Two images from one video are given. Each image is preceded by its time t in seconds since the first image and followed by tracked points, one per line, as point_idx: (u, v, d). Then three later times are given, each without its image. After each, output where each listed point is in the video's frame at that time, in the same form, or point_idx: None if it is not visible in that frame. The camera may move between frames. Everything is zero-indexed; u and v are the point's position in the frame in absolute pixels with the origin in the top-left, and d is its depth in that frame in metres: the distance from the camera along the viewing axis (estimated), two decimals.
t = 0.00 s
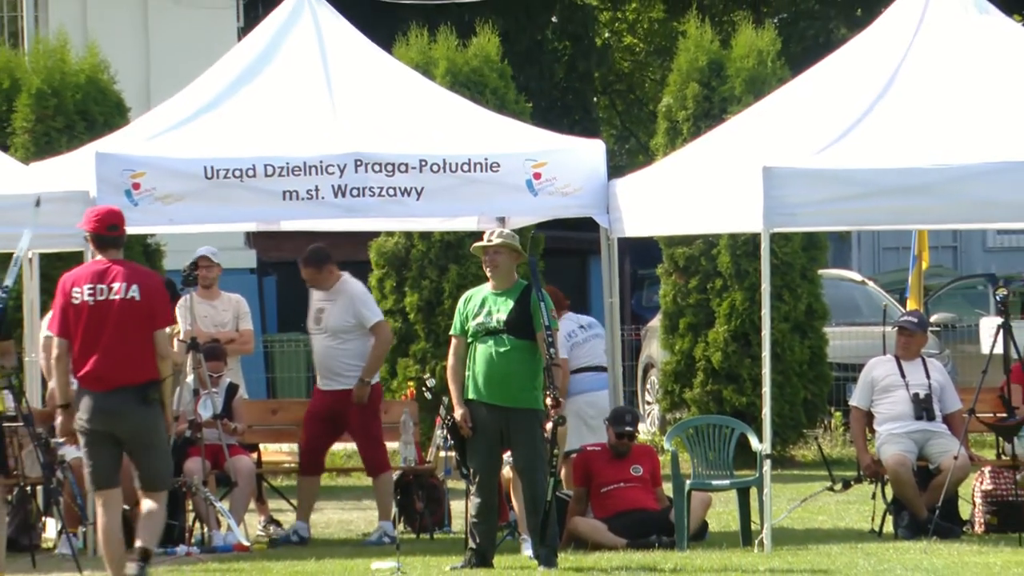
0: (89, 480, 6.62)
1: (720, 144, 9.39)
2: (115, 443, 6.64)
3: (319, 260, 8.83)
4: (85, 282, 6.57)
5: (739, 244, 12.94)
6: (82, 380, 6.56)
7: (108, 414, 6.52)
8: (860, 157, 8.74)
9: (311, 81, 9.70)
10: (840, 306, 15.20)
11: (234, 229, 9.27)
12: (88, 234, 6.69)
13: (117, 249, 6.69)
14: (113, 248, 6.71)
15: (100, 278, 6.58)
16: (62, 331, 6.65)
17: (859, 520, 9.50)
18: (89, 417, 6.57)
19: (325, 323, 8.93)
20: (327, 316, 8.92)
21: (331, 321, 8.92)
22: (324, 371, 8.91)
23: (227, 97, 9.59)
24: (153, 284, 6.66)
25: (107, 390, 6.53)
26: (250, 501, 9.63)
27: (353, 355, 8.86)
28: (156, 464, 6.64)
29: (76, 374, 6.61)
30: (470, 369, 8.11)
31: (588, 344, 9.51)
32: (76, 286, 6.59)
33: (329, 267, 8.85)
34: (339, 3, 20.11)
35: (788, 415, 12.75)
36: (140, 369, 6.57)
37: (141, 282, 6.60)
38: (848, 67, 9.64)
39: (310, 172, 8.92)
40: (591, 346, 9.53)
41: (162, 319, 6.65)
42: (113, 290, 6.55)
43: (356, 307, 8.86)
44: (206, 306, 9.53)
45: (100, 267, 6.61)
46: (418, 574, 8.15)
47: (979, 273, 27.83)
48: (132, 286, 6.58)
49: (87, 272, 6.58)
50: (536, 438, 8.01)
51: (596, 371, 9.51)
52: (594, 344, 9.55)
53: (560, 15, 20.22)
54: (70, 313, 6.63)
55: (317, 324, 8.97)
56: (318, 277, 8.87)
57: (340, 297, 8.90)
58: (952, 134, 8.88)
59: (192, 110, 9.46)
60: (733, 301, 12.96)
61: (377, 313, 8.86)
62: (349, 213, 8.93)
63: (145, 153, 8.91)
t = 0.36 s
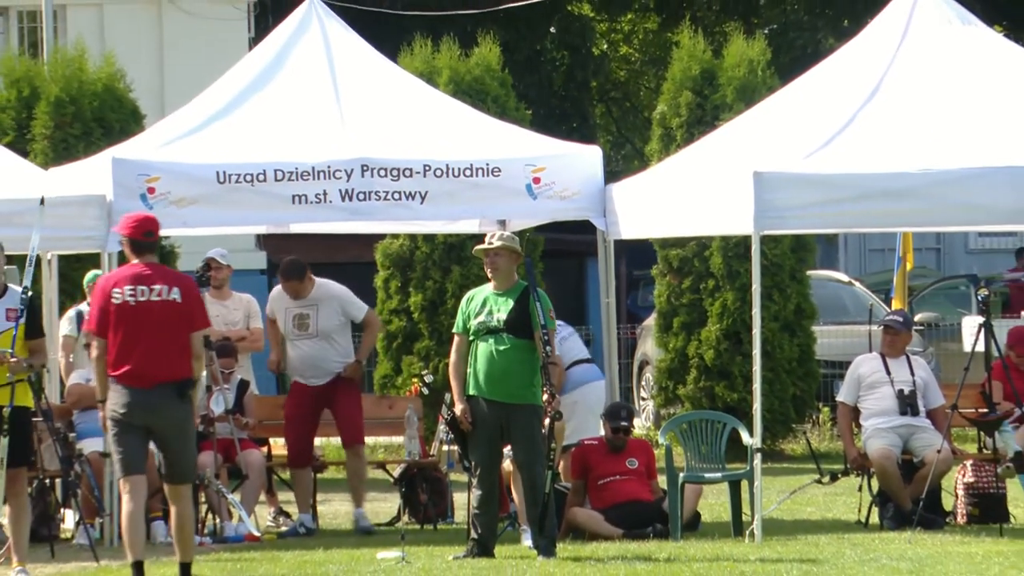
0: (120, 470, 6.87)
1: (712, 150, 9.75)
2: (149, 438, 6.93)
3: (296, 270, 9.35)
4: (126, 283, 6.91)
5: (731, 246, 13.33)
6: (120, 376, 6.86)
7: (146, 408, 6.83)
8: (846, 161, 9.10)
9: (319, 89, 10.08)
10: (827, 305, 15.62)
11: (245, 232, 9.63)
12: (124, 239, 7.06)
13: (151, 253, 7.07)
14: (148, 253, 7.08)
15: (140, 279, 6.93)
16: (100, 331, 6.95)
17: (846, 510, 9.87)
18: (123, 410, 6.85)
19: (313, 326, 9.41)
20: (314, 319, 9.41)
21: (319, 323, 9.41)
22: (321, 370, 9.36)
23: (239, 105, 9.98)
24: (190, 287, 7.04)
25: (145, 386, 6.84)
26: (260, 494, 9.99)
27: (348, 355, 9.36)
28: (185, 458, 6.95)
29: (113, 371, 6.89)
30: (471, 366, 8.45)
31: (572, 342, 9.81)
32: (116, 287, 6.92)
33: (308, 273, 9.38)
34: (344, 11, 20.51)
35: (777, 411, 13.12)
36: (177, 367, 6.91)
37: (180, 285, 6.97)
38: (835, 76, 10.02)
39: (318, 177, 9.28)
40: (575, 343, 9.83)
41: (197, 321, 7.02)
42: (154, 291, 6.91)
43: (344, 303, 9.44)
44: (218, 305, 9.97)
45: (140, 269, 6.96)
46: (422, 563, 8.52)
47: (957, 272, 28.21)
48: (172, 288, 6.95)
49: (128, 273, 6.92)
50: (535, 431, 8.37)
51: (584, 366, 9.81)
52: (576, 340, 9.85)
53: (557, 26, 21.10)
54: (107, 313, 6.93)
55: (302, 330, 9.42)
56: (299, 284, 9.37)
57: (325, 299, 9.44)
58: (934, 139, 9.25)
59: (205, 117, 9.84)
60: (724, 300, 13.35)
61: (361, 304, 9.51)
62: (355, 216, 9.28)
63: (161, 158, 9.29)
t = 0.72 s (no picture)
0: (143, 462, 7.24)
1: (704, 156, 10.12)
2: (175, 430, 7.30)
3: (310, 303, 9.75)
4: (161, 279, 7.28)
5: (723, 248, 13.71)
6: (149, 368, 7.21)
7: (175, 399, 7.20)
8: (832, 165, 9.46)
9: (326, 97, 10.46)
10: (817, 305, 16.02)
11: (256, 234, 9.99)
12: (160, 236, 7.38)
13: (186, 252, 7.41)
14: (183, 250, 7.41)
15: (174, 276, 7.31)
16: (133, 322, 7.29)
17: (834, 502, 10.27)
18: (152, 403, 7.21)
19: (318, 356, 9.85)
20: (320, 350, 9.84)
21: (324, 354, 9.86)
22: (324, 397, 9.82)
23: (249, 112, 10.35)
24: (221, 286, 7.43)
25: (175, 377, 7.20)
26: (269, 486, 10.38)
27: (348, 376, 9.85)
28: (205, 450, 7.31)
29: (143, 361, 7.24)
30: (473, 363, 8.81)
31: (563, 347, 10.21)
32: (151, 281, 7.29)
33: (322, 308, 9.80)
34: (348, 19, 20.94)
35: (768, 407, 13.51)
36: (206, 361, 7.28)
37: (213, 284, 7.37)
38: (822, 85, 10.41)
39: (326, 182, 9.66)
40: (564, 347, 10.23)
41: (226, 320, 7.41)
42: (188, 288, 7.30)
43: (347, 338, 9.88)
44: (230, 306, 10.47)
45: (174, 266, 7.34)
46: (426, 552, 8.90)
47: (941, 274, 28.62)
48: (205, 287, 7.35)
49: (164, 268, 7.30)
50: (535, 426, 8.73)
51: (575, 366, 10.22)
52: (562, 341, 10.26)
53: (557, 37, 21.64)
54: (140, 306, 7.29)
55: (307, 353, 9.85)
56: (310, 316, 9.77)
57: (330, 331, 9.88)
58: (917, 144, 9.63)
59: (217, 124, 10.21)
60: (716, 300, 13.74)
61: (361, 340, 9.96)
62: (362, 219, 9.66)
63: (173, 163, 9.66)
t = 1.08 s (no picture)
0: (161, 455, 7.60)
1: (698, 161, 10.50)
2: (189, 424, 7.66)
3: (328, 339, 10.33)
4: (165, 283, 7.64)
5: (716, 250, 14.09)
6: (163, 366, 7.58)
7: (188, 395, 7.55)
8: (821, 170, 9.83)
9: (333, 105, 10.84)
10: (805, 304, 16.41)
11: (266, 237, 10.36)
12: (160, 239, 7.69)
13: (186, 252, 7.73)
14: (183, 251, 7.74)
15: (178, 279, 7.66)
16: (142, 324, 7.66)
17: (823, 495, 10.68)
18: (167, 398, 7.56)
19: (333, 387, 10.45)
20: (335, 382, 10.44)
21: (339, 385, 10.47)
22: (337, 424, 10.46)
23: (258, 119, 10.73)
24: (225, 283, 7.78)
25: (188, 374, 7.56)
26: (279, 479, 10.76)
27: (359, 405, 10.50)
28: (217, 441, 7.66)
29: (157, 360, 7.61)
30: (475, 361, 9.17)
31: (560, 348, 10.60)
32: (156, 286, 7.65)
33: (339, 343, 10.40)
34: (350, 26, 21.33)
35: (758, 403, 13.89)
36: (216, 356, 7.65)
37: (216, 281, 7.71)
38: (810, 93, 10.80)
39: (333, 186, 10.03)
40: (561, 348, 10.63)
41: (232, 315, 7.77)
42: (193, 288, 7.65)
43: (360, 371, 10.49)
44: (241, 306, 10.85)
45: (176, 269, 7.69)
46: (430, 543, 9.27)
47: (926, 274, 29.00)
48: (209, 285, 7.70)
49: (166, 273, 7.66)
50: (534, 419, 9.09)
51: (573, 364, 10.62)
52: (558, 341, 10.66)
53: (555, 47, 22.51)
54: (148, 310, 7.66)
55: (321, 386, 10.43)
56: (328, 352, 10.36)
57: (344, 364, 10.47)
58: (901, 150, 10.01)
59: (227, 130, 10.59)
60: (709, 301, 14.12)
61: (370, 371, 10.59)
62: (368, 222, 10.03)
63: (186, 167, 10.03)
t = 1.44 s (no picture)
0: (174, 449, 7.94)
1: (692, 166, 10.88)
2: (199, 419, 8.00)
3: (335, 345, 10.85)
4: (170, 283, 7.97)
5: (709, 252, 14.48)
6: (175, 364, 7.94)
7: (196, 391, 7.90)
8: (810, 175, 10.19)
9: (339, 112, 11.23)
10: (794, 304, 16.82)
11: (275, 239, 10.74)
12: (167, 243, 8.07)
13: (190, 254, 8.09)
14: (189, 253, 8.09)
15: (184, 279, 8.00)
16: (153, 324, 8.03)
17: (811, 488, 11.07)
18: (179, 394, 7.91)
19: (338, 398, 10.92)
20: (340, 393, 10.91)
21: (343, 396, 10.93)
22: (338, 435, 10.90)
23: (267, 126, 11.11)
24: (229, 281, 8.11)
25: (196, 371, 7.92)
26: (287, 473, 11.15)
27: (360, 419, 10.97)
28: (226, 435, 8.00)
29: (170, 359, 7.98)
30: (477, 358, 9.55)
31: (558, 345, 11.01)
32: (161, 286, 7.99)
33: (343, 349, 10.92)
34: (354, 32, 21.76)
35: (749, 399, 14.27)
36: (224, 353, 8.01)
37: (221, 281, 8.05)
38: (800, 102, 11.21)
39: (340, 190, 10.42)
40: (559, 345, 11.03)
41: (237, 312, 8.12)
42: (199, 288, 7.99)
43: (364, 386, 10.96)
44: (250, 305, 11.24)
45: (182, 270, 8.03)
46: (434, 534, 9.65)
47: (909, 274, 29.38)
48: (214, 285, 8.04)
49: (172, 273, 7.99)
50: (534, 414, 9.47)
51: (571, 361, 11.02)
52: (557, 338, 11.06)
53: (555, 55, 23.82)
54: (159, 310, 8.02)
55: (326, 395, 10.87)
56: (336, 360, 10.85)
57: (350, 376, 10.93)
58: (887, 156, 10.39)
59: (237, 137, 10.97)
60: (702, 300, 14.51)
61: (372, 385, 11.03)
62: (375, 225, 10.46)
63: (199, 172, 10.39)
